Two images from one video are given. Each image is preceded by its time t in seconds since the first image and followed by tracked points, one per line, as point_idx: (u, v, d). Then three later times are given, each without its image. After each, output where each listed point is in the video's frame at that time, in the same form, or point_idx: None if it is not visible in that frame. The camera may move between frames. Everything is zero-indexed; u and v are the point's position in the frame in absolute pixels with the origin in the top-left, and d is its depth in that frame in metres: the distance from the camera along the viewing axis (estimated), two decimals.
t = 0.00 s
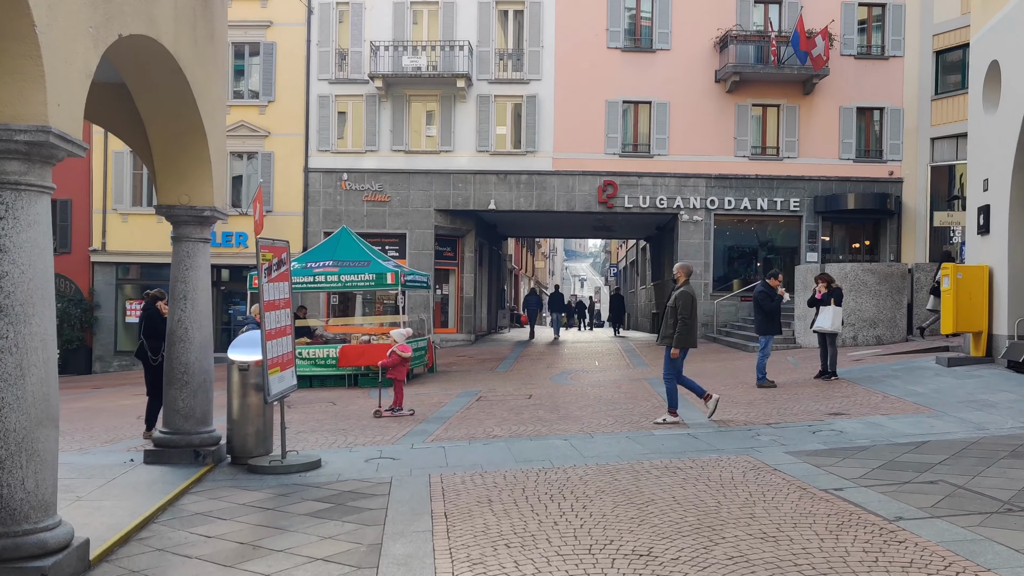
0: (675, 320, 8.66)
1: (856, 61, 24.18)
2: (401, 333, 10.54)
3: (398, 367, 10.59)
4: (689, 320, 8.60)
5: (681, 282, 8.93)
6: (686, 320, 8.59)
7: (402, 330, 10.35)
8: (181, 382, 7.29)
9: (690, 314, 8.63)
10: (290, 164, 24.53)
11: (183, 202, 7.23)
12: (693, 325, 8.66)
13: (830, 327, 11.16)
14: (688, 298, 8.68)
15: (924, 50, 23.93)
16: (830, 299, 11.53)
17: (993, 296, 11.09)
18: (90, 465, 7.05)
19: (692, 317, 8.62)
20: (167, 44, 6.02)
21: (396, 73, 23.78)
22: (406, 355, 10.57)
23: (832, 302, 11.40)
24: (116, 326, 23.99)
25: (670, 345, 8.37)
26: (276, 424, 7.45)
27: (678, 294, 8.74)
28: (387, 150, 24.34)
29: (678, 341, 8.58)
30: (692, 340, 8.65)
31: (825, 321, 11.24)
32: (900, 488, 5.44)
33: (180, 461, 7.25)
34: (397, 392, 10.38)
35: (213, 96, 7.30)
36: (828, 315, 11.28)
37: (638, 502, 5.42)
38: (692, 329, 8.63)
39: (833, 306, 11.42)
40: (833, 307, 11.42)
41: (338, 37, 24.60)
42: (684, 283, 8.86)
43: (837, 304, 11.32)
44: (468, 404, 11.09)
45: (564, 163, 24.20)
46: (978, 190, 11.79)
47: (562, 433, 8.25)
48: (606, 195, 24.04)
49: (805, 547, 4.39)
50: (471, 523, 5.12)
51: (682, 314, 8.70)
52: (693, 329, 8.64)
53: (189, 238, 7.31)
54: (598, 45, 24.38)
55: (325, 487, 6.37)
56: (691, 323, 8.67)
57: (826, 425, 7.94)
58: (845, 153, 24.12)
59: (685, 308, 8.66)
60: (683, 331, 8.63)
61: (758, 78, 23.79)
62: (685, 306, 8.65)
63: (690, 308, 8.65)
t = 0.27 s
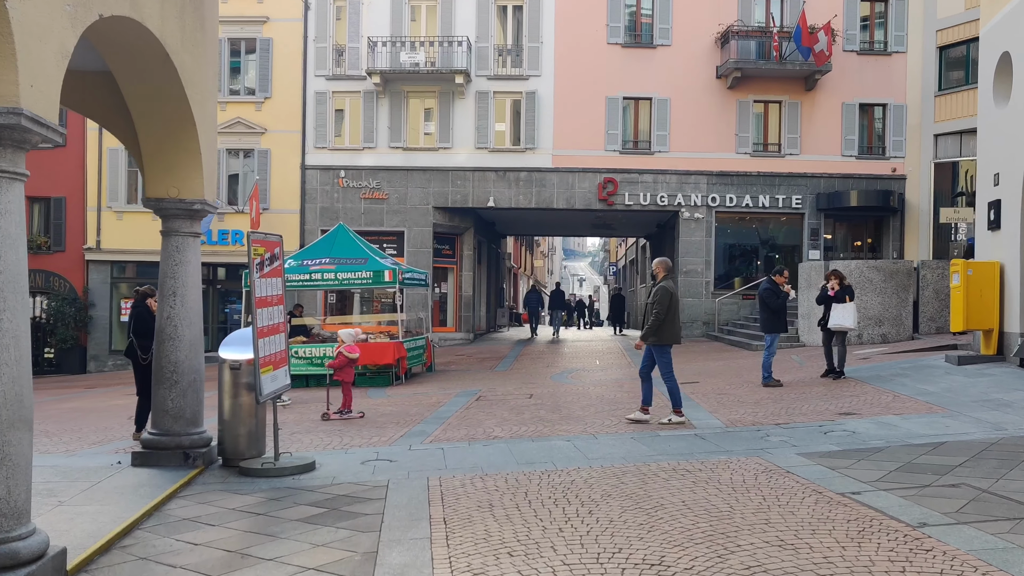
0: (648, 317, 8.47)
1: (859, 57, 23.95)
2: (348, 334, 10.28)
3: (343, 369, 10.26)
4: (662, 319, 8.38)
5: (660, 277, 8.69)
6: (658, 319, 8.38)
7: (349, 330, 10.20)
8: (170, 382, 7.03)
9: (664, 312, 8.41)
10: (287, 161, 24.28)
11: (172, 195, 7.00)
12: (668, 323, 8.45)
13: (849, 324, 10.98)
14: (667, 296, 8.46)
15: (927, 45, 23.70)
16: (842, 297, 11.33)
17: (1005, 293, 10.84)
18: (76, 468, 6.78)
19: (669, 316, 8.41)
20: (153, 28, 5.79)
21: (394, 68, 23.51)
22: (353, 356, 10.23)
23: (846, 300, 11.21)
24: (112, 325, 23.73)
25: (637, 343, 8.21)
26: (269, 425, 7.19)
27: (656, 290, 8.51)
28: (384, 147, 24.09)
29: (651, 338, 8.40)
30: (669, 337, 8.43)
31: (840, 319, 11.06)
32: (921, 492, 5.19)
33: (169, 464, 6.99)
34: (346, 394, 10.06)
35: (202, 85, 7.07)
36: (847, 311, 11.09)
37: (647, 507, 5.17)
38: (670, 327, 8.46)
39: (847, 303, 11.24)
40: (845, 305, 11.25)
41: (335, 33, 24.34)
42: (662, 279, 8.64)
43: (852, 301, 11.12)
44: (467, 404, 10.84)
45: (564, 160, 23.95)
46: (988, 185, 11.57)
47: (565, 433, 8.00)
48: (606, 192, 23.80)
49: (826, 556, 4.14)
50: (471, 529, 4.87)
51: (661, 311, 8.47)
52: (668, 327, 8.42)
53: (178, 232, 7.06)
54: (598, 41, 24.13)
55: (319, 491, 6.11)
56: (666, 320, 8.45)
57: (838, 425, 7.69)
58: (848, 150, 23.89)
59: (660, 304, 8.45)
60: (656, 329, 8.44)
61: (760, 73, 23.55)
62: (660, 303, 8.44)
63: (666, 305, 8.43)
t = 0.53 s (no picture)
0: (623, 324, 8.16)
1: (860, 56, 23.74)
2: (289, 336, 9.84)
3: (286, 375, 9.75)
4: (638, 326, 8.05)
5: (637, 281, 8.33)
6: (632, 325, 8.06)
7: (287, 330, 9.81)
8: (156, 388, 6.78)
9: (640, 318, 8.08)
10: (283, 161, 24.02)
11: (158, 195, 6.75)
12: (643, 330, 8.13)
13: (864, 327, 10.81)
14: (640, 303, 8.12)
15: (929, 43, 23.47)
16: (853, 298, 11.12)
17: (1014, 295, 10.60)
18: (58, 477, 6.52)
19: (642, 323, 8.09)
20: (130, 15, 5.54)
21: (391, 67, 23.25)
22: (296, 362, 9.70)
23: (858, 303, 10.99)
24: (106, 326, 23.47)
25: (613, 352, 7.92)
26: (259, 432, 6.94)
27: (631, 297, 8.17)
28: (381, 146, 23.84)
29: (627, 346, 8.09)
30: (644, 346, 8.11)
31: (852, 323, 10.86)
32: (941, 506, 4.95)
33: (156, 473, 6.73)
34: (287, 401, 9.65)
35: (189, 81, 6.81)
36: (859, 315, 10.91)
37: (654, 522, 4.92)
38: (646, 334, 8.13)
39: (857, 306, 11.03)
40: (857, 308, 11.05)
41: (332, 31, 24.09)
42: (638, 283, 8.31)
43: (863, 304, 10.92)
44: (465, 408, 10.60)
45: (563, 160, 23.70)
46: (996, 184, 11.35)
47: (565, 440, 7.75)
48: (606, 191, 23.55)
49: None
50: (469, 547, 4.62)
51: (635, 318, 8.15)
52: (643, 335, 8.10)
53: (164, 232, 6.80)
54: (597, 39, 23.89)
55: (311, 503, 5.86)
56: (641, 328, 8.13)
57: (848, 431, 7.45)
58: (849, 149, 23.68)
59: (636, 310, 8.13)
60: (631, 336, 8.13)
61: (761, 72, 23.33)
62: (636, 310, 8.11)
63: (642, 312, 8.10)
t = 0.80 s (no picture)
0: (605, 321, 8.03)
1: (863, 53, 23.51)
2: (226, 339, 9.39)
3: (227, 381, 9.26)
4: (623, 322, 7.95)
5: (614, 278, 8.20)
6: (617, 322, 7.94)
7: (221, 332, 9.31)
8: (144, 390, 6.53)
9: (623, 314, 7.99)
10: (279, 158, 23.77)
11: (146, 189, 6.51)
12: (624, 327, 8.03)
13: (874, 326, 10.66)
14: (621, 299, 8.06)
15: (933, 39, 23.23)
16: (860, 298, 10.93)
17: None
18: (42, 482, 6.28)
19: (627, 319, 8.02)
20: None
21: (389, 63, 23.00)
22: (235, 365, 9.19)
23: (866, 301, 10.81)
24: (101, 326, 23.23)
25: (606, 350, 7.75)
26: (251, 435, 6.70)
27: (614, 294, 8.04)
28: (379, 144, 23.59)
29: (613, 343, 7.94)
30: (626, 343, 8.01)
31: (861, 324, 10.69)
32: (964, 513, 4.72)
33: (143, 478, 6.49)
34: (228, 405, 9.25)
35: (178, 71, 6.57)
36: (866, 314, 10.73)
37: (662, 531, 4.69)
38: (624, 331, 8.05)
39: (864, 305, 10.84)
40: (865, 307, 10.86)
41: (329, 28, 23.85)
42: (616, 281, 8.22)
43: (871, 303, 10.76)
44: (464, 409, 10.37)
45: (563, 157, 23.46)
46: (1006, 181, 11.13)
47: (567, 443, 7.52)
48: (606, 189, 23.30)
49: None
50: (469, 557, 4.38)
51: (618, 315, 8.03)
52: (626, 331, 8.01)
53: (152, 228, 6.55)
54: (598, 35, 23.65)
55: (303, 509, 5.62)
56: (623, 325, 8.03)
57: (859, 434, 7.21)
58: (851, 147, 23.46)
59: (617, 307, 8.03)
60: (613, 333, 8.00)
61: (762, 68, 23.11)
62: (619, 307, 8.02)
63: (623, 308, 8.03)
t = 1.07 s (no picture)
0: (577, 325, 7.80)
1: (866, 50, 23.29)
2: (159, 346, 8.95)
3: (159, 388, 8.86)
4: (595, 327, 7.71)
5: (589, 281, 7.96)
6: (590, 326, 7.71)
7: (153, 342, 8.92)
8: (129, 393, 6.29)
9: (595, 318, 7.76)
10: (276, 157, 23.52)
11: (132, 184, 6.27)
12: (597, 332, 7.80)
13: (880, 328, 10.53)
14: (593, 303, 7.81)
15: (936, 37, 23.02)
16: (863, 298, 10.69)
17: None
18: (23, 490, 6.04)
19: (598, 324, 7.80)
20: None
21: (386, 61, 22.75)
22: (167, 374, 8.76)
23: (870, 303, 10.65)
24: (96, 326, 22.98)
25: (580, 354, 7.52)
26: (241, 440, 6.45)
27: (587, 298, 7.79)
28: (377, 142, 23.34)
29: (585, 349, 7.71)
30: (599, 348, 7.78)
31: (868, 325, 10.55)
32: (989, 525, 4.49)
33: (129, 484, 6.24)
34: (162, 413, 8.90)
35: (166, 64, 6.33)
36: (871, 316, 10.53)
37: (671, 544, 4.45)
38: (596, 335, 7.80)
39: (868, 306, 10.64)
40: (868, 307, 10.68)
41: (326, 25, 23.59)
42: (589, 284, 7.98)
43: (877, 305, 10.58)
44: (463, 412, 10.14)
45: (562, 155, 23.21)
46: (1017, 178, 10.90)
47: (569, 447, 7.28)
48: (606, 188, 23.06)
49: None
50: (467, 572, 4.14)
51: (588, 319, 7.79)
52: (598, 336, 7.77)
53: (138, 225, 6.31)
54: (598, 32, 23.41)
55: (295, 519, 5.38)
56: (595, 329, 7.80)
57: (871, 439, 6.97)
58: (854, 145, 23.25)
59: (590, 311, 7.80)
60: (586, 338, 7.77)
61: (764, 66, 22.87)
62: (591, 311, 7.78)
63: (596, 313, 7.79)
